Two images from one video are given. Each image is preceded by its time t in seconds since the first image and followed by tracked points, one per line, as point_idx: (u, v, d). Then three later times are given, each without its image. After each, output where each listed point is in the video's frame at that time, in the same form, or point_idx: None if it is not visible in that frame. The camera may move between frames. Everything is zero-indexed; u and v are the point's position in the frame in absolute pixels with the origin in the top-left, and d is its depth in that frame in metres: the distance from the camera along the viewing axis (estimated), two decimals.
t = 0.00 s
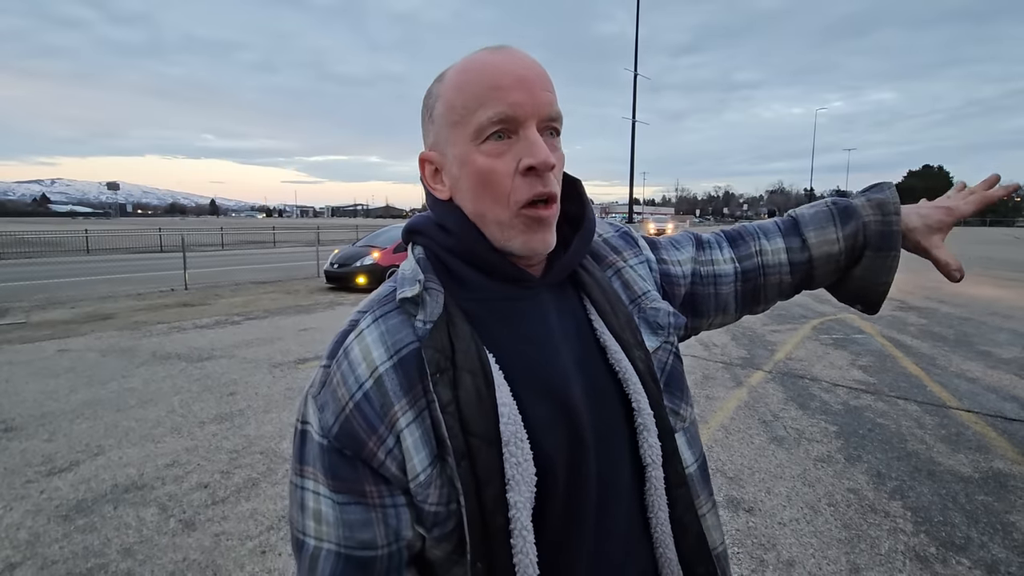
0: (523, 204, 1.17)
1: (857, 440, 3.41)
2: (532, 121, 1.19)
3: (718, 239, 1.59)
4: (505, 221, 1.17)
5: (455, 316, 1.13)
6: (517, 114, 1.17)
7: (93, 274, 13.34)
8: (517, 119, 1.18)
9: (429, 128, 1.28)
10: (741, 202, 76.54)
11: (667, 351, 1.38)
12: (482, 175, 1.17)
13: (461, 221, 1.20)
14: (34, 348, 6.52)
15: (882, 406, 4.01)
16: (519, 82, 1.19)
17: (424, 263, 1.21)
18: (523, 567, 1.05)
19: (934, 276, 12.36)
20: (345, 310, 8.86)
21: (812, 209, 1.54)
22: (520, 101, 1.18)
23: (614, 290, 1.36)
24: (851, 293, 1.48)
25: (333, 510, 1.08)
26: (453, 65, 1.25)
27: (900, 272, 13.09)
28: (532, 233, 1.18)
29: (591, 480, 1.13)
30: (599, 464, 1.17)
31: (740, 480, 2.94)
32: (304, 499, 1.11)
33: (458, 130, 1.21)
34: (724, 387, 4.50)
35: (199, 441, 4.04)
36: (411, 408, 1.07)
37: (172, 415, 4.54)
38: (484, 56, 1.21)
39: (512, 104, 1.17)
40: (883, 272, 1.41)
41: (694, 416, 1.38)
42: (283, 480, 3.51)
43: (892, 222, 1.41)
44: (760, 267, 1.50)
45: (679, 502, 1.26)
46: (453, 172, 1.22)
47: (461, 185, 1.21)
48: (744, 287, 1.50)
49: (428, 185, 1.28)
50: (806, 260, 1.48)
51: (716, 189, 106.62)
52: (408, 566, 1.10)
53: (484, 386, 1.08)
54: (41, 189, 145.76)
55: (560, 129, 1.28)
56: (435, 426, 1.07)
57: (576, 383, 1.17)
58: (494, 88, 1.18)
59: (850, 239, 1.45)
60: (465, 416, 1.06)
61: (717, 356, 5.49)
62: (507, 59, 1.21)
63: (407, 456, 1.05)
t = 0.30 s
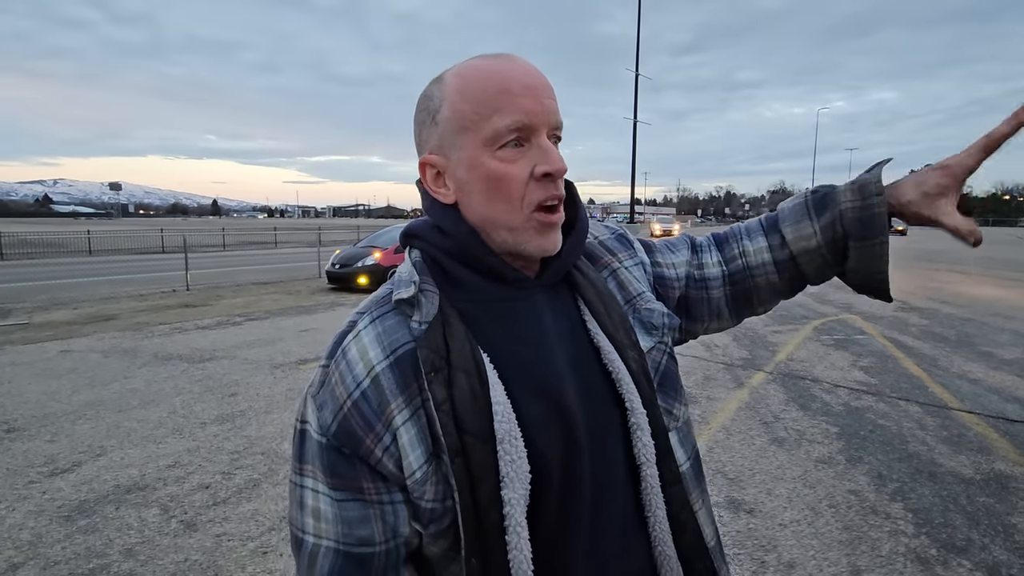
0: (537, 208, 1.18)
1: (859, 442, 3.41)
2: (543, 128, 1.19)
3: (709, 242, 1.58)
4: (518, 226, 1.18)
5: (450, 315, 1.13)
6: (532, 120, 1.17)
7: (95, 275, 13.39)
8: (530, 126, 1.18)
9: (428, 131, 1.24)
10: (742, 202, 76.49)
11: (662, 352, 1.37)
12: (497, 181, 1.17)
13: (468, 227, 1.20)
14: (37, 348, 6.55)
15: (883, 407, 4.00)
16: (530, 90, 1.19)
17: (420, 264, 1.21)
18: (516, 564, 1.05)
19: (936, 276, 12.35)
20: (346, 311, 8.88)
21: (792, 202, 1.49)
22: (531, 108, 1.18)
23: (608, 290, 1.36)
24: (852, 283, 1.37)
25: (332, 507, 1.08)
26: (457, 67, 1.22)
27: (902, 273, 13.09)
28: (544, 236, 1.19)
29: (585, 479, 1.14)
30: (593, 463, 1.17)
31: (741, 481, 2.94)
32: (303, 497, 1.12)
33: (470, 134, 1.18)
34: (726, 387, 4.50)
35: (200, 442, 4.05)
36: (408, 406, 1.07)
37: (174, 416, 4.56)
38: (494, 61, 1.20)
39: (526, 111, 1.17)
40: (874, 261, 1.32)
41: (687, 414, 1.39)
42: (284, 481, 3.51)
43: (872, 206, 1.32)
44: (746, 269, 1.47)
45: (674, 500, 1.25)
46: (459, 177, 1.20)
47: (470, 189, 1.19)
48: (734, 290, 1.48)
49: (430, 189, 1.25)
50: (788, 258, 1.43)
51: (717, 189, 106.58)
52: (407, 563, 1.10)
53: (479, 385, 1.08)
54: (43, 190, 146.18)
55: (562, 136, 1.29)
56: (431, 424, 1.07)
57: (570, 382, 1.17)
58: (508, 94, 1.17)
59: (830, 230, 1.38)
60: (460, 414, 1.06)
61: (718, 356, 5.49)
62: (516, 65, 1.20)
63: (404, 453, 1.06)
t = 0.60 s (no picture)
0: (516, 206, 1.17)
1: (861, 442, 3.40)
2: (521, 125, 1.19)
3: (718, 239, 1.56)
4: (497, 222, 1.18)
5: (430, 320, 1.14)
6: (508, 118, 1.17)
7: (97, 275, 13.41)
8: (507, 125, 1.18)
9: (413, 135, 1.26)
10: (743, 202, 76.46)
11: (656, 354, 1.37)
12: (475, 181, 1.18)
13: (449, 228, 1.21)
14: (39, 348, 6.56)
15: (885, 408, 4.00)
16: (507, 88, 1.19)
17: (404, 269, 1.23)
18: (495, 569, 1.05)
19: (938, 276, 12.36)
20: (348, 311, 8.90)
21: (815, 201, 1.45)
22: (509, 106, 1.18)
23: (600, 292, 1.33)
24: (875, 290, 1.33)
25: (315, 510, 1.10)
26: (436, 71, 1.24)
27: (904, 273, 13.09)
28: (524, 233, 1.18)
29: (567, 483, 1.13)
30: (577, 468, 1.16)
31: (743, 482, 2.94)
32: (289, 499, 1.14)
33: (447, 136, 1.20)
34: (728, 388, 4.50)
35: (202, 442, 4.06)
36: (386, 411, 1.08)
37: (176, 416, 4.56)
38: (470, 63, 1.20)
39: (502, 109, 1.17)
40: (903, 269, 1.27)
41: (683, 419, 1.36)
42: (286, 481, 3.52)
43: (904, 210, 1.26)
44: (757, 270, 1.45)
45: (666, 506, 1.23)
46: (441, 179, 1.21)
47: (450, 191, 1.21)
48: (742, 291, 1.46)
49: (413, 192, 1.27)
50: (806, 260, 1.40)
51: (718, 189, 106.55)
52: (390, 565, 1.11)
53: (457, 390, 1.08)
54: (45, 190, 146.48)
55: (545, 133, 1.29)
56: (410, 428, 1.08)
57: (551, 386, 1.17)
58: (483, 94, 1.18)
59: (853, 233, 1.35)
60: (437, 419, 1.06)
61: (720, 357, 5.48)
62: (493, 65, 1.21)
63: (383, 458, 1.07)
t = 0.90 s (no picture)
0: (499, 205, 1.18)
1: (862, 442, 3.41)
2: (510, 124, 1.20)
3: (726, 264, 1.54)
4: (482, 222, 1.19)
5: (426, 319, 1.15)
6: (495, 118, 1.18)
7: (98, 274, 13.40)
8: (495, 124, 1.19)
9: (410, 133, 1.30)
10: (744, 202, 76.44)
11: (655, 366, 1.38)
12: (461, 179, 1.19)
13: (442, 224, 1.23)
14: (41, 348, 6.56)
15: (886, 407, 4.00)
16: (497, 87, 1.19)
17: (402, 266, 1.25)
18: (484, 570, 1.06)
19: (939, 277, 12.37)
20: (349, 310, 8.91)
21: (809, 235, 1.39)
22: (497, 105, 1.19)
23: (601, 300, 1.34)
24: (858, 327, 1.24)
25: (310, 501, 1.10)
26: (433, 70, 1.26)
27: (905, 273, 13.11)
28: (511, 233, 1.19)
29: (557, 487, 1.14)
30: (569, 472, 1.17)
31: (744, 481, 2.94)
32: (282, 492, 1.13)
33: (437, 135, 1.22)
34: (729, 387, 4.50)
35: (204, 441, 4.07)
36: (382, 406, 1.09)
37: (178, 415, 4.57)
38: (464, 62, 1.21)
39: (489, 108, 1.18)
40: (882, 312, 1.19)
41: (677, 434, 1.38)
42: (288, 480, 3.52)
43: (881, 250, 1.20)
44: (744, 300, 1.42)
45: (656, 518, 1.24)
46: (433, 177, 1.24)
47: (440, 189, 1.23)
48: (735, 320, 1.45)
49: (411, 188, 1.30)
50: (789, 294, 1.36)
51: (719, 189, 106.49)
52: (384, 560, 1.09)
53: (451, 390, 1.09)
54: (46, 190, 146.65)
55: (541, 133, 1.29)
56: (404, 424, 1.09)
57: (545, 391, 1.18)
58: (472, 93, 1.19)
59: (834, 272, 1.28)
60: (430, 418, 1.06)
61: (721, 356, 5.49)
62: (485, 64, 1.21)
63: (377, 451, 1.08)
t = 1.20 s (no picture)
0: (555, 236, 1.15)
1: (860, 442, 3.42)
2: (576, 158, 1.15)
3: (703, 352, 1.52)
4: (536, 246, 1.16)
5: (469, 306, 1.09)
6: (565, 151, 1.11)
7: (95, 274, 13.40)
8: (562, 156, 1.12)
9: (466, 135, 1.16)
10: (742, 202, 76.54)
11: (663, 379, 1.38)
12: (519, 205, 1.13)
13: (489, 236, 1.17)
14: (39, 348, 6.56)
15: (884, 407, 4.01)
16: (569, 117, 1.12)
17: (440, 259, 1.20)
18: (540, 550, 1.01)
19: (936, 276, 12.42)
20: (347, 310, 8.92)
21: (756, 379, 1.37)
22: (566, 138, 1.12)
23: (618, 308, 1.36)
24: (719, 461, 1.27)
25: (385, 464, 0.96)
26: (497, 74, 1.13)
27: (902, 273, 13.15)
28: (559, 261, 1.19)
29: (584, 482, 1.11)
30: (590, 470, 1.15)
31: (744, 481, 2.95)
32: (348, 464, 0.98)
33: (497, 153, 1.13)
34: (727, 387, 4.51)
35: (203, 441, 4.07)
36: (441, 376, 1.02)
37: (177, 415, 4.57)
38: (535, 80, 1.11)
39: (560, 140, 1.11)
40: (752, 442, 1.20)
41: (677, 441, 1.37)
42: (287, 480, 3.53)
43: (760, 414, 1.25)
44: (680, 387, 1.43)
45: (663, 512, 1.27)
46: (485, 192, 1.16)
47: (492, 206, 1.16)
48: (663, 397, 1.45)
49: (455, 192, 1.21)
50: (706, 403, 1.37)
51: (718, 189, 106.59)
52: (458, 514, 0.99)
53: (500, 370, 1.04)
54: (44, 189, 146.34)
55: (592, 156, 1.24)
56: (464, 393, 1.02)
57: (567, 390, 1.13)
58: (544, 123, 1.10)
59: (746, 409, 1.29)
60: (485, 396, 1.02)
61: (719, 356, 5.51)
62: (557, 89, 1.12)
63: (441, 420, 1.00)
